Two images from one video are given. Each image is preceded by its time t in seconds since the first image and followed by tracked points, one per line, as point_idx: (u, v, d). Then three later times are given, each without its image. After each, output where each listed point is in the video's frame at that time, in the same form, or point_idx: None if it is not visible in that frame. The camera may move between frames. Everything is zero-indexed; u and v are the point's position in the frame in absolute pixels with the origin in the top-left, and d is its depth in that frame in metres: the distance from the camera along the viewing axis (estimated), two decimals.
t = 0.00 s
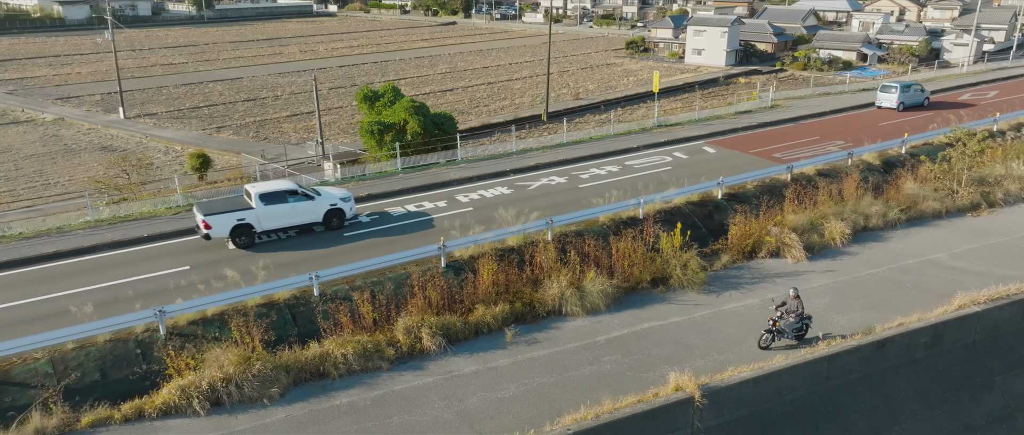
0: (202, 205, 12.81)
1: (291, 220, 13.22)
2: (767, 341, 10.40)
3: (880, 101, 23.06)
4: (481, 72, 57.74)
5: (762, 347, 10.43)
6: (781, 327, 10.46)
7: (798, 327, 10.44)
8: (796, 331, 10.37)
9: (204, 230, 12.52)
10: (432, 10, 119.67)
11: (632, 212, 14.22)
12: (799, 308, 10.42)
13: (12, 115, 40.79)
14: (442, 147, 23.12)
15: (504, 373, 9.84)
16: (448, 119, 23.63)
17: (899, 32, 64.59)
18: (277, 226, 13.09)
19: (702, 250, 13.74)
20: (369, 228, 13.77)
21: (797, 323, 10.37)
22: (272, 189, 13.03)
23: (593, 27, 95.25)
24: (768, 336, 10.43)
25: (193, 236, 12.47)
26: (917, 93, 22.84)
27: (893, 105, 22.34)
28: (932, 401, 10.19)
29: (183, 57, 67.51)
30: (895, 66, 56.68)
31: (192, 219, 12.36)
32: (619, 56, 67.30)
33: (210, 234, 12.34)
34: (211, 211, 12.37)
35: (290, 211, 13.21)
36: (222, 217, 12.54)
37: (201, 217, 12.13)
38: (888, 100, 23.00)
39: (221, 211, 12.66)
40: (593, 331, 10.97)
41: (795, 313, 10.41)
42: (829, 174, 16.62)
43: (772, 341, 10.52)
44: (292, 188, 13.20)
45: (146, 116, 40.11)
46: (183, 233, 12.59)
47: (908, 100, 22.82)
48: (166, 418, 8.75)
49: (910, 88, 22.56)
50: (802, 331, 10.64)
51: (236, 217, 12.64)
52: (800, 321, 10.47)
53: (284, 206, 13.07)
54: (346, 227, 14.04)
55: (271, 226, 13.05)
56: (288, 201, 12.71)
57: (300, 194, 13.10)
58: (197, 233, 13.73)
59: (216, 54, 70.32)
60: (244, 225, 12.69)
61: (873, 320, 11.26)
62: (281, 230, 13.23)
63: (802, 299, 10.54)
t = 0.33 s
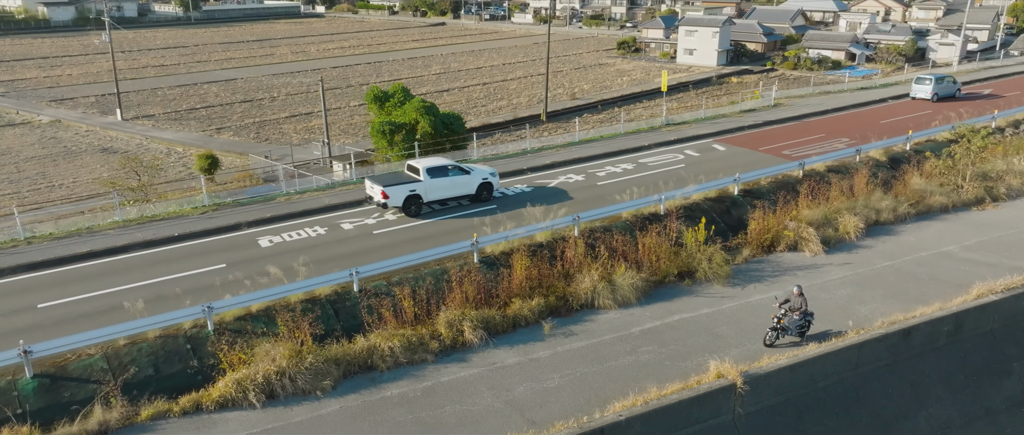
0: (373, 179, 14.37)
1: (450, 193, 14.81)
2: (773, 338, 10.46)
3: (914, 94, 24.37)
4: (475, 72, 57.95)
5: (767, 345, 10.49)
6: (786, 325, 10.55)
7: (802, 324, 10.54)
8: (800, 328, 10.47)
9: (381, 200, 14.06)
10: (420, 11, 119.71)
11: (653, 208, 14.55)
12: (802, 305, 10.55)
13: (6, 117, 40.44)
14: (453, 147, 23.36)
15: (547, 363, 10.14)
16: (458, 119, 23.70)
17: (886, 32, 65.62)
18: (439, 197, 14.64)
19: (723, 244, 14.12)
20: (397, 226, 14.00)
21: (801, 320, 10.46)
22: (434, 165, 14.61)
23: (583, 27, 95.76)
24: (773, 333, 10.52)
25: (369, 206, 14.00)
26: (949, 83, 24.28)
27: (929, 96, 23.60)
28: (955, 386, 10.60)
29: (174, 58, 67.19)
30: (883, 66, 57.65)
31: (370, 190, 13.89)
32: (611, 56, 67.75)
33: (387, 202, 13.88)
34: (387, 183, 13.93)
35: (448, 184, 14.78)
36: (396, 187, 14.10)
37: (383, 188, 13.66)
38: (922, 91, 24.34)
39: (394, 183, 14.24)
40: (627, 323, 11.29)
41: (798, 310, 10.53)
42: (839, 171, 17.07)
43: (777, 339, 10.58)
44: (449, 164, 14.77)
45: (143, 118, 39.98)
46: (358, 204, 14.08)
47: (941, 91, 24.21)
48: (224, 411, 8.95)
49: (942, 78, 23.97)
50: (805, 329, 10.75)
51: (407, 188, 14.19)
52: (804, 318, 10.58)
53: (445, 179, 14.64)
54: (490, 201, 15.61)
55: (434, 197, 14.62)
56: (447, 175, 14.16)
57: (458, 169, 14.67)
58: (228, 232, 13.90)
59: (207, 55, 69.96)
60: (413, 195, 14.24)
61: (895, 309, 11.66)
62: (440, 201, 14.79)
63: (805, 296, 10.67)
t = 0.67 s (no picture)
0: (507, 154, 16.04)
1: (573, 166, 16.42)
2: (774, 333, 10.59)
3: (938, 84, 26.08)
4: (466, 70, 58.10)
5: (768, 340, 10.63)
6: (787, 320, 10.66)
7: (802, 319, 10.66)
8: (800, 323, 10.59)
9: (515, 173, 15.74)
10: (405, 8, 119.48)
11: (670, 202, 14.88)
12: (803, 301, 10.64)
13: None
14: (459, 144, 23.50)
15: (583, 353, 10.43)
16: (463, 117, 23.91)
17: (869, 28, 66.65)
18: (563, 171, 16.24)
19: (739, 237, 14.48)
20: (421, 221, 14.20)
21: (801, 316, 10.58)
22: (558, 141, 16.22)
23: (569, 24, 96.23)
24: (774, 329, 10.63)
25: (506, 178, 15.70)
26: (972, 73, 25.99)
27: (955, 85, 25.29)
28: (973, 369, 11.04)
29: (160, 57, 66.60)
30: (867, 62, 58.62)
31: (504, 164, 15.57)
32: (599, 53, 68.18)
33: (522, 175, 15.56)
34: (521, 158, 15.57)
35: (570, 159, 16.39)
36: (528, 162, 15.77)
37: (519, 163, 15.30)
38: (945, 80, 26.11)
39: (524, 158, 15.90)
40: (655, 313, 11.62)
41: (798, 306, 10.63)
42: (845, 165, 17.53)
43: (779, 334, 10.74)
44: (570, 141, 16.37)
45: (136, 117, 39.73)
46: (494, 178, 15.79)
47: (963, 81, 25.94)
48: (276, 402, 9.14)
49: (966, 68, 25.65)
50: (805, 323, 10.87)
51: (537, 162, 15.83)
52: (804, 314, 10.69)
53: (568, 154, 16.25)
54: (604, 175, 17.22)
55: (559, 171, 16.24)
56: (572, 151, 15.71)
57: (578, 145, 16.24)
58: (253, 229, 14.02)
59: (194, 53, 69.40)
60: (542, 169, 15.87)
61: (911, 296, 12.10)
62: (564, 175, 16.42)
63: (804, 291, 10.74)
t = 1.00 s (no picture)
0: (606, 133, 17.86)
1: (665, 142, 18.17)
2: (773, 329, 10.75)
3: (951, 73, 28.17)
4: (453, 67, 58.14)
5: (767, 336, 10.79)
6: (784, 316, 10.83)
7: (800, 315, 10.84)
8: (798, 319, 10.76)
9: (617, 149, 17.52)
10: (387, 5, 118.99)
11: (682, 196, 15.22)
12: (800, 297, 10.82)
13: None
14: (461, 143, 23.71)
15: (614, 342, 10.74)
16: (465, 114, 24.15)
17: (849, 25, 67.76)
18: (657, 147, 17.90)
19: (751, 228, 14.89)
20: (441, 217, 14.40)
21: (799, 312, 10.77)
22: (651, 120, 17.99)
23: (552, 21, 96.57)
24: (772, 324, 10.78)
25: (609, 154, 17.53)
26: (985, 64, 28.07)
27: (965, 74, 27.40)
28: (984, 353, 11.51)
29: (142, 55, 65.72)
30: (849, 59, 59.66)
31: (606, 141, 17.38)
32: (585, 50, 68.56)
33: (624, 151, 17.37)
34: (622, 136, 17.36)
35: (662, 137, 18.07)
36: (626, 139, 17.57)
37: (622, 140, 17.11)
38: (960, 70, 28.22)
39: (623, 135, 17.71)
40: (678, 303, 11.96)
41: (795, 302, 10.81)
42: (846, 158, 18.01)
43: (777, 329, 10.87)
44: (662, 120, 18.11)
45: (126, 116, 39.36)
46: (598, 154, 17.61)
47: (975, 71, 28.05)
48: (323, 394, 9.33)
49: (979, 59, 27.76)
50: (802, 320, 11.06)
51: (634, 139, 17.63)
52: (801, 310, 10.88)
53: (660, 133, 17.92)
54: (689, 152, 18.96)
55: (653, 147, 17.96)
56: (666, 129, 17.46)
57: (669, 124, 17.90)
58: (276, 226, 14.13)
59: (176, 52, 68.65)
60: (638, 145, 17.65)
61: (921, 284, 12.55)
62: (656, 151, 18.12)
63: (801, 287, 10.93)
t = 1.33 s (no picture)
0: (685, 114, 19.81)
1: (737, 123, 20.10)
2: (771, 324, 10.94)
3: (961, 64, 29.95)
4: (443, 65, 58.24)
5: (766, 331, 10.99)
6: (783, 312, 11.00)
7: (799, 310, 10.98)
8: (797, 314, 10.91)
9: (695, 128, 19.40)
10: (370, 3, 118.54)
11: (695, 190, 15.58)
12: (799, 293, 10.98)
13: None
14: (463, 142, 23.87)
15: (644, 331, 11.08)
16: (469, 113, 24.37)
17: (831, 22, 68.85)
18: (728, 127, 19.77)
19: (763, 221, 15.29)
20: (461, 212, 14.63)
21: (798, 307, 10.92)
22: (723, 103, 19.90)
23: (537, 19, 96.87)
24: (770, 320, 10.99)
25: (688, 132, 19.49)
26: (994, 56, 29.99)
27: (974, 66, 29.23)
28: (994, 337, 12.00)
29: (126, 54, 64.97)
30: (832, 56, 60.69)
31: (687, 121, 19.30)
32: (572, 47, 68.99)
33: (702, 129, 19.30)
34: (700, 116, 19.28)
35: (732, 118, 19.96)
36: (703, 119, 19.50)
37: (701, 119, 19.05)
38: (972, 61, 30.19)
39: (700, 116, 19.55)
40: (701, 293, 12.34)
41: (794, 297, 10.97)
42: (848, 152, 18.52)
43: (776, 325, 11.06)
44: (732, 103, 19.98)
45: (117, 116, 39.01)
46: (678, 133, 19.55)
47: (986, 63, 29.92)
48: (369, 385, 9.57)
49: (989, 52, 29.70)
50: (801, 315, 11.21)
51: (710, 120, 19.55)
52: (801, 305, 11.02)
53: (731, 114, 19.80)
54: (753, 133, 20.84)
55: (725, 127, 19.82)
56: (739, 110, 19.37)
57: (739, 106, 19.77)
58: (299, 223, 14.28)
59: (160, 50, 67.95)
60: (713, 125, 19.52)
61: (931, 273, 13.04)
62: (726, 131, 19.99)
63: (800, 283, 11.08)
